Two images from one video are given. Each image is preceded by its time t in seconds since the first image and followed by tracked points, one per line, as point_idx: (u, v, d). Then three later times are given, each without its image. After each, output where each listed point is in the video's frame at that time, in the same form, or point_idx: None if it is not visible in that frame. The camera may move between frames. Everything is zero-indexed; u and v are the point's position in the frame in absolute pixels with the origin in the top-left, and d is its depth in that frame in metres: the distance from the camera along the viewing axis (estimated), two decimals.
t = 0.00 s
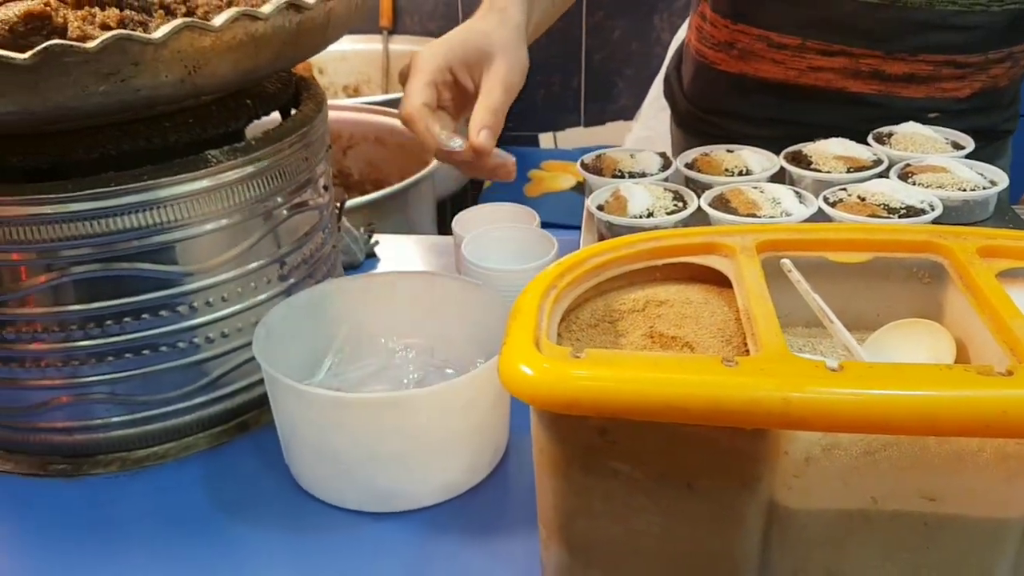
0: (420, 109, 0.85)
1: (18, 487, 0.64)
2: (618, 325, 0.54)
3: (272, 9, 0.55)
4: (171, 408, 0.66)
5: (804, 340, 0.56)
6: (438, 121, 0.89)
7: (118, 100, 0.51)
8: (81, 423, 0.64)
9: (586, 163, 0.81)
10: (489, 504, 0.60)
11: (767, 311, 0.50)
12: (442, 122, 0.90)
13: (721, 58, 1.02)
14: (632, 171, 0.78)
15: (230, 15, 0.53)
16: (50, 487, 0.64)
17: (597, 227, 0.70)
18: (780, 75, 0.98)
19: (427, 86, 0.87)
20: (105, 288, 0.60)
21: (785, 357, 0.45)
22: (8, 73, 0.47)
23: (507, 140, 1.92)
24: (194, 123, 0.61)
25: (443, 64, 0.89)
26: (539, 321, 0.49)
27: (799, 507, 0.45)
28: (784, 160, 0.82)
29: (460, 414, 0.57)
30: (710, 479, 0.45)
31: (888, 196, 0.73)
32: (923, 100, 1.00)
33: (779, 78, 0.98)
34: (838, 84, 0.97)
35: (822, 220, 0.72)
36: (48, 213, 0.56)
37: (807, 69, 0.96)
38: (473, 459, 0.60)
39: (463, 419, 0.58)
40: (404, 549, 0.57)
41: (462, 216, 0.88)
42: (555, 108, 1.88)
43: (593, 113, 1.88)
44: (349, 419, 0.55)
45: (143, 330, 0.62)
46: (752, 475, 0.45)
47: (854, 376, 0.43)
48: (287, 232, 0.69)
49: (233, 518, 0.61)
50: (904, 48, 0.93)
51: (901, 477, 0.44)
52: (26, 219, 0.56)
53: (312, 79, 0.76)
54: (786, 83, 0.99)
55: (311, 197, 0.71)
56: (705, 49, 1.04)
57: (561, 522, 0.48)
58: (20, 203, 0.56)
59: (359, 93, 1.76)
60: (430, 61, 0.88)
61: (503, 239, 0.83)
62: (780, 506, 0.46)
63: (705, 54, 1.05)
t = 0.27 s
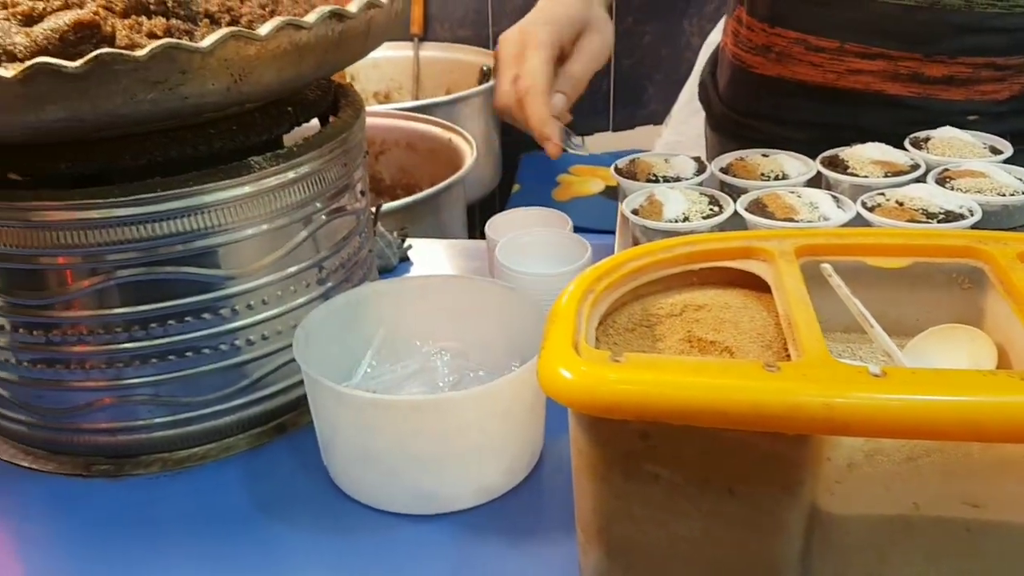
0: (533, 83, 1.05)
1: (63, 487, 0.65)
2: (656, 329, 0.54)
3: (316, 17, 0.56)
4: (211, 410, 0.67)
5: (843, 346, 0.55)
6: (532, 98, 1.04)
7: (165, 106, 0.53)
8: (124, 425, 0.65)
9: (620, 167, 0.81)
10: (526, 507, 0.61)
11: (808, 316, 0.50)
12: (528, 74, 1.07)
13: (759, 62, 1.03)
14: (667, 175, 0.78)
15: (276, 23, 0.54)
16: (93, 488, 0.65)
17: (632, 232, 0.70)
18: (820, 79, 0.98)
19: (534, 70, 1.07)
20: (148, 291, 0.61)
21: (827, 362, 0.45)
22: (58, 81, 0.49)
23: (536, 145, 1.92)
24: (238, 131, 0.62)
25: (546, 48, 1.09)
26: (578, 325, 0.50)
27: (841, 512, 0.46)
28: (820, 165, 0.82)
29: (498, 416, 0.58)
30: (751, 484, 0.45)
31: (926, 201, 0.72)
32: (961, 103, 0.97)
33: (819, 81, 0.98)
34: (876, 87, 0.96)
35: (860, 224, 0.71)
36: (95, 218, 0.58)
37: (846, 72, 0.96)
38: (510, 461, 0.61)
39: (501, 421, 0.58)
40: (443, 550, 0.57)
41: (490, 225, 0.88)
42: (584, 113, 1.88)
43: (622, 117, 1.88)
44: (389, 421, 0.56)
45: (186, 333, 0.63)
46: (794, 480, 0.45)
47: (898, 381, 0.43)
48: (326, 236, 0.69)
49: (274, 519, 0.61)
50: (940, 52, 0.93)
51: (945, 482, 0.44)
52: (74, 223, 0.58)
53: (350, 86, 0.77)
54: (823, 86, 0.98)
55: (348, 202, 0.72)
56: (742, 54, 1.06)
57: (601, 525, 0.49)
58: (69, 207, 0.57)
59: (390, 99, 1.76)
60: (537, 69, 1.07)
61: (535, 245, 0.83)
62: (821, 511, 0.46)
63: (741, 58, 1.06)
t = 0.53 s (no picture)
0: (698, 70, 0.85)
1: (111, 492, 0.66)
2: (711, 342, 0.53)
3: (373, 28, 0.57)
4: (258, 417, 0.67)
5: (902, 360, 0.55)
6: (693, 93, 0.84)
7: (224, 115, 0.54)
8: (172, 431, 0.66)
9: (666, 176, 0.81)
10: (575, 521, 0.60)
11: (870, 332, 0.49)
12: (685, 56, 0.86)
13: (805, 70, 1.02)
14: (714, 186, 0.77)
15: (336, 36, 0.55)
16: (141, 493, 0.65)
17: (680, 243, 0.70)
18: (864, 88, 0.97)
19: (697, 52, 0.86)
20: (199, 299, 0.62)
21: (893, 378, 0.44)
22: (121, 90, 0.50)
23: (567, 154, 1.92)
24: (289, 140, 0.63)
25: (708, 29, 0.88)
26: (635, 338, 0.49)
27: (904, 531, 0.45)
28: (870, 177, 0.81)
29: (549, 427, 0.58)
30: (814, 502, 0.45)
31: (981, 215, 0.72)
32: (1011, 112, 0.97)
33: (862, 90, 0.98)
34: (922, 96, 0.96)
35: (914, 238, 0.71)
36: (149, 225, 0.58)
37: (891, 81, 0.96)
38: (559, 474, 0.60)
39: (551, 433, 0.58)
40: (493, 563, 0.57)
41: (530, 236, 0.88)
42: (616, 122, 1.87)
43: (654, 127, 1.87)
44: (439, 432, 0.56)
45: (235, 340, 0.64)
46: (858, 498, 0.44)
47: (967, 398, 0.42)
48: (372, 245, 0.70)
49: (322, 527, 0.61)
50: (987, 62, 0.92)
51: (1011, 502, 0.44)
52: (128, 231, 0.58)
53: (395, 96, 0.78)
54: (868, 94, 0.98)
55: (394, 212, 0.72)
56: (786, 61, 1.05)
57: (657, 540, 0.48)
58: (124, 215, 0.58)
59: (421, 107, 1.76)
60: (701, 53, 0.85)
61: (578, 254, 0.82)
62: (884, 529, 0.45)
63: (786, 64, 1.05)
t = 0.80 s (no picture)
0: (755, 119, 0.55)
1: (153, 520, 0.64)
2: (782, 376, 0.51)
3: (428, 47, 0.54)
4: (302, 444, 0.65)
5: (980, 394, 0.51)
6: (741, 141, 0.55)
7: (273, 138, 0.53)
8: (215, 458, 0.64)
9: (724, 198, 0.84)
10: (634, 558, 0.58)
11: (955, 368, 0.47)
12: (742, 103, 0.56)
13: (865, 82, 1.02)
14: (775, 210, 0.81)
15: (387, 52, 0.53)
16: (184, 522, 0.64)
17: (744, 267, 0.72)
18: (928, 100, 1.00)
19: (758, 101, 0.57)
20: (244, 324, 0.60)
21: (984, 421, 0.42)
22: (170, 112, 0.48)
23: (601, 162, 1.89)
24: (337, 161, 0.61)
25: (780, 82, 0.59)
26: (705, 373, 0.47)
27: None
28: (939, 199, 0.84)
29: (607, 462, 0.55)
30: (899, 551, 0.42)
31: None
32: None
33: (926, 101, 1.00)
34: (989, 105, 0.98)
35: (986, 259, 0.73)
36: (195, 250, 0.57)
37: (957, 92, 0.98)
38: (617, 509, 0.58)
39: (610, 468, 0.56)
40: None
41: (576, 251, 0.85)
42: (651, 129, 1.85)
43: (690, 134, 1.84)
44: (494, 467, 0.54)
45: (280, 365, 0.62)
46: (947, 547, 0.42)
47: None
48: (419, 267, 0.68)
49: (370, 560, 0.59)
50: None
51: None
52: (174, 255, 0.57)
53: (441, 112, 0.76)
54: (929, 105, 1.00)
55: (440, 232, 0.70)
56: (845, 72, 1.04)
57: None
58: (171, 239, 0.56)
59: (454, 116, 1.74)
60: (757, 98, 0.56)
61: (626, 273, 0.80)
62: None
63: (844, 75, 1.04)
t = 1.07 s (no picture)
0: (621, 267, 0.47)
1: None
2: (897, 440, 0.46)
3: (505, 71, 0.50)
4: (355, 496, 0.61)
5: None
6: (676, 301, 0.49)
7: (338, 173, 0.50)
8: (262, 511, 0.60)
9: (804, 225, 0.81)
10: None
11: None
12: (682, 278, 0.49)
13: (960, 93, 0.89)
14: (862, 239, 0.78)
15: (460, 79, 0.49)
16: None
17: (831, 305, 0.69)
18: None
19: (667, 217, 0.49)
20: (296, 370, 0.56)
21: None
22: (228, 146, 0.45)
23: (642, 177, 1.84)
24: (399, 193, 0.57)
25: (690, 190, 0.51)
26: (816, 437, 0.42)
27: None
28: None
29: (695, 531, 0.50)
30: None
31: None
32: None
33: None
34: None
35: None
36: (249, 290, 0.53)
37: None
38: None
39: (698, 536, 0.51)
40: None
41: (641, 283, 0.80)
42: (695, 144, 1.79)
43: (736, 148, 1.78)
44: (572, 535, 0.49)
45: (333, 413, 0.57)
46: None
47: None
48: (481, 305, 0.63)
49: None
50: None
51: None
52: (225, 295, 0.53)
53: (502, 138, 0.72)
54: None
55: (503, 266, 0.66)
56: (936, 81, 0.91)
57: None
58: (223, 279, 0.52)
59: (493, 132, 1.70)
60: (655, 199, 0.49)
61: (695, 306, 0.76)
62: None
63: (935, 86, 0.91)
